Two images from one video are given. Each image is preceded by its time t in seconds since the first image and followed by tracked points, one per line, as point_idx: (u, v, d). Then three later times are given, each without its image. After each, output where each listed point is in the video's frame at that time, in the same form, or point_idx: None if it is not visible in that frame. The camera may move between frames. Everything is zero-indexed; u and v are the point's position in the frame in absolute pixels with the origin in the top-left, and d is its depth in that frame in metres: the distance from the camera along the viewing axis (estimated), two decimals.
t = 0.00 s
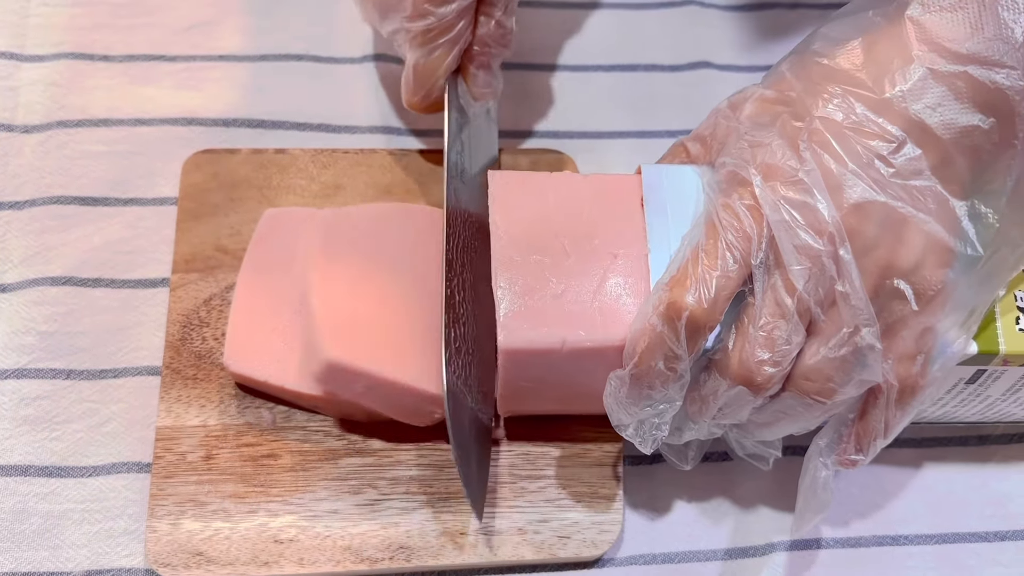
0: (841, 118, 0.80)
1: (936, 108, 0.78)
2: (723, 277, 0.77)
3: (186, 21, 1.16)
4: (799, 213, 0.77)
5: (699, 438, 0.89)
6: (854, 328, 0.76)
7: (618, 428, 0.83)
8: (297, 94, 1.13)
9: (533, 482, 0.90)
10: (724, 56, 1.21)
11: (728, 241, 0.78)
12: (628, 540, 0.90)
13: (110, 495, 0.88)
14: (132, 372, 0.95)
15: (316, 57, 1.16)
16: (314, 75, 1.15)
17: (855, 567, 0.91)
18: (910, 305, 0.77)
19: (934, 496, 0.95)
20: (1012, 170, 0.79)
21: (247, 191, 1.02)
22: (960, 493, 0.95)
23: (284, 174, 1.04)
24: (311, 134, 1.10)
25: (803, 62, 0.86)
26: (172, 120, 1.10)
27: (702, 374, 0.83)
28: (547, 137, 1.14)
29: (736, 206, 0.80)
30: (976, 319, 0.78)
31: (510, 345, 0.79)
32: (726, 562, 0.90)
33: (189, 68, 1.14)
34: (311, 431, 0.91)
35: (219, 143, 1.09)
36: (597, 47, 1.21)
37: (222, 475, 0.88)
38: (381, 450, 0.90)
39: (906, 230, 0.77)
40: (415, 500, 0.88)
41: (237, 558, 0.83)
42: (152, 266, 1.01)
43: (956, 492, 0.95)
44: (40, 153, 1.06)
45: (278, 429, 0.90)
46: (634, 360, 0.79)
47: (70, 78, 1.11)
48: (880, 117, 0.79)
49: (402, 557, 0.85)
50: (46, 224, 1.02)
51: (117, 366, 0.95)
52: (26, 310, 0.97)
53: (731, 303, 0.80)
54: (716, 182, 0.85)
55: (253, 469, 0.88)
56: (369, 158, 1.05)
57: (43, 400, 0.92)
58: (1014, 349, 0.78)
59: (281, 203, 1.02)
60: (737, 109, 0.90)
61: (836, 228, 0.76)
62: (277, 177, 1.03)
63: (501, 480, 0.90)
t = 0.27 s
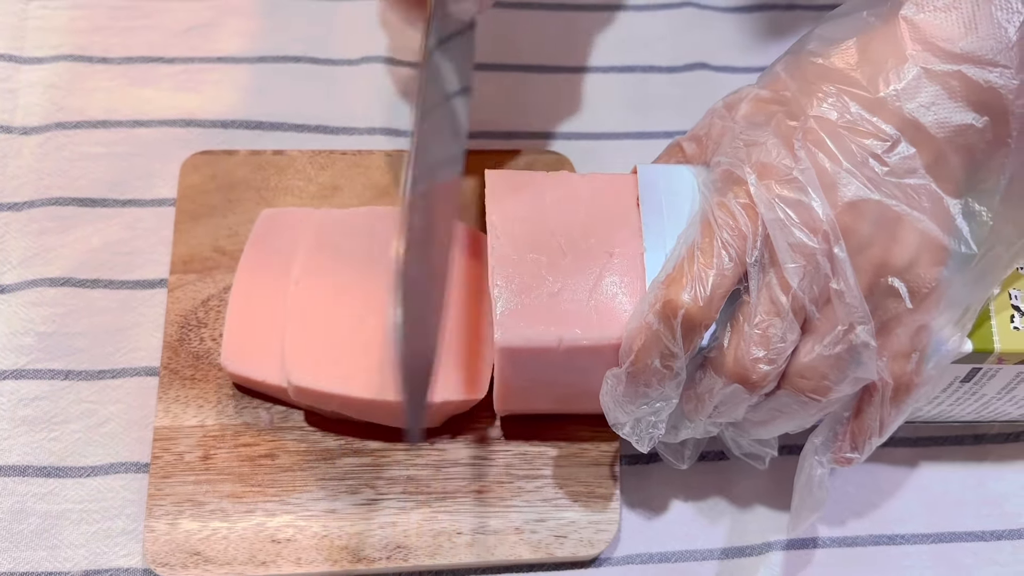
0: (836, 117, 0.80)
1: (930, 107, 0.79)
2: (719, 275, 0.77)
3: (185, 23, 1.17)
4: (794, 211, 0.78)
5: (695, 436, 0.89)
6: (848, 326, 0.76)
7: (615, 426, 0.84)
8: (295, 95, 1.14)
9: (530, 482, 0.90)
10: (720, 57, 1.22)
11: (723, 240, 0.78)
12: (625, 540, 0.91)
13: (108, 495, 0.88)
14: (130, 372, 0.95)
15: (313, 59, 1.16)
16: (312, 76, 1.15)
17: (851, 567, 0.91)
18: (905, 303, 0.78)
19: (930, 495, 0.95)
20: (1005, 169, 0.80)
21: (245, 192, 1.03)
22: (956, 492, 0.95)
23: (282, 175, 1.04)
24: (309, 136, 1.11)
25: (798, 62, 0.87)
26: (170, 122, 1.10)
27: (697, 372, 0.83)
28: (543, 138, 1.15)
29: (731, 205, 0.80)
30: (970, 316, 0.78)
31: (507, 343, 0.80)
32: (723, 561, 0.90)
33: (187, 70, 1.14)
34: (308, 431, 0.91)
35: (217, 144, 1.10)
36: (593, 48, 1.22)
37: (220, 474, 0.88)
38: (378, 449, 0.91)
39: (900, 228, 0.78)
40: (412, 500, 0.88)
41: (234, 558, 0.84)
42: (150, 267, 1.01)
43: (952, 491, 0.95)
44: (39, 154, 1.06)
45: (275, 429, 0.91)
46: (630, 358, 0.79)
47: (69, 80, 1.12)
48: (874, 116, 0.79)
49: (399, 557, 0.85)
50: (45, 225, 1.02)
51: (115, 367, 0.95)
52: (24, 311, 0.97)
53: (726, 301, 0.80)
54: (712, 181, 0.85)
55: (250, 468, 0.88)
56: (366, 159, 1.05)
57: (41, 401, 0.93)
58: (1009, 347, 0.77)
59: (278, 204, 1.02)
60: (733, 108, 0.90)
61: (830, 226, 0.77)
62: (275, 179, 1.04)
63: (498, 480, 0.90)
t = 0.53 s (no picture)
0: (835, 123, 0.81)
1: (929, 114, 0.79)
2: (718, 281, 0.77)
3: (186, 29, 1.17)
4: (793, 217, 0.78)
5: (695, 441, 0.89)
6: (847, 332, 0.76)
7: (614, 431, 0.84)
8: (295, 100, 1.14)
9: (529, 486, 0.90)
10: (720, 62, 1.22)
11: (722, 245, 0.79)
12: (624, 544, 0.91)
13: (109, 500, 0.89)
14: (131, 377, 0.95)
15: (314, 65, 1.16)
16: (312, 82, 1.15)
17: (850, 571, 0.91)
18: (903, 309, 0.78)
19: (929, 499, 0.95)
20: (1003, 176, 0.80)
21: (245, 198, 1.03)
22: (955, 496, 0.95)
23: (282, 181, 1.04)
24: (310, 141, 1.11)
25: (798, 68, 0.87)
26: (171, 127, 1.11)
27: (696, 378, 0.83)
28: (543, 144, 1.15)
29: (731, 210, 0.80)
30: (969, 321, 0.78)
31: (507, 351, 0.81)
32: (722, 566, 0.90)
33: (187, 75, 1.15)
34: (308, 436, 0.91)
35: (217, 149, 1.10)
36: (593, 53, 1.22)
37: (221, 479, 0.88)
38: (378, 454, 0.91)
39: (899, 235, 0.78)
40: (412, 504, 0.88)
41: (235, 563, 0.84)
42: (151, 272, 1.01)
43: (951, 496, 0.95)
44: (39, 159, 1.07)
45: (275, 434, 0.91)
46: (630, 363, 0.79)
47: (69, 85, 1.12)
48: (873, 123, 0.80)
49: (399, 561, 0.85)
50: (46, 231, 1.02)
51: (116, 372, 0.95)
52: (25, 316, 0.97)
53: (725, 307, 0.80)
54: (710, 187, 0.85)
55: (251, 473, 0.89)
56: (366, 165, 1.06)
57: (42, 406, 0.93)
58: (1007, 352, 0.78)
59: (279, 209, 1.03)
60: (732, 115, 0.91)
61: (829, 232, 0.77)
62: (275, 184, 1.04)
63: (499, 485, 0.90)
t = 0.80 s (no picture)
0: (831, 128, 0.80)
1: (925, 119, 0.79)
2: (714, 286, 0.77)
3: (184, 34, 1.17)
4: (789, 222, 0.78)
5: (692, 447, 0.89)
6: (844, 338, 0.76)
7: (612, 437, 0.84)
8: (294, 106, 1.14)
9: (528, 494, 0.90)
10: (719, 67, 1.22)
11: (718, 251, 0.79)
12: (623, 551, 0.91)
13: (106, 508, 0.88)
14: (128, 384, 0.95)
15: (313, 70, 1.16)
16: (311, 87, 1.15)
17: None
18: (900, 314, 0.78)
19: (928, 505, 0.95)
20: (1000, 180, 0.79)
21: (243, 204, 1.03)
22: (955, 503, 0.95)
23: (280, 187, 1.04)
24: (308, 147, 1.11)
25: (793, 71, 0.87)
26: (169, 133, 1.10)
27: (694, 383, 0.83)
28: (542, 149, 1.15)
29: (727, 216, 0.80)
30: (967, 327, 0.78)
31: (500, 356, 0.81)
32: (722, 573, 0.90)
33: (185, 80, 1.14)
34: (306, 443, 0.91)
35: (215, 155, 1.10)
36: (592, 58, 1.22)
37: (218, 487, 0.88)
38: (377, 461, 0.91)
39: (895, 240, 0.77)
40: (410, 512, 0.88)
41: (233, 570, 0.84)
42: (149, 278, 1.01)
43: (951, 503, 0.95)
44: (37, 165, 1.07)
45: (273, 441, 0.91)
46: (627, 369, 0.79)
47: (67, 91, 1.12)
48: (869, 128, 0.79)
49: (398, 569, 0.85)
50: (44, 237, 1.02)
51: (114, 378, 0.95)
52: (23, 323, 0.97)
53: (721, 313, 0.80)
54: (707, 193, 0.85)
55: (249, 481, 0.88)
56: (365, 171, 1.05)
57: (39, 413, 0.93)
58: (1006, 357, 0.78)
59: (276, 215, 1.02)
60: (729, 120, 0.90)
61: (825, 237, 0.77)
62: (274, 190, 1.04)
63: (498, 492, 0.90)
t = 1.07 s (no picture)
0: (835, 127, 0.80)
1: (930, 117, 0.78)
2: (719, 286, 0.77)
3: (183, 35, 1.17)
4: (794, 222, 0.77)
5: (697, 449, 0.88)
6: (849, 337, 0.75)
7: (617, 438, 0.83)
8: (293, 107, 1.13)
9: (528, 497, 0.90)
10: (719, 68, 1.21)
11: (723, 250, 0.78)
12: (624, 555, 0.90)
13: (104, 512, 0.88)
14: (126, 387, 0.94)
15: (312, 72, 1.16)
16: (310, 89, 1.15)
17: None
18: (906, 313, 0.77)
19: (931, 509, 0.94)
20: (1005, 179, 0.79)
21: (241, 206, 1.02)
22: (958, 507, 0.94)
23: (279, 189, 1.04)
24: (308, 148, 1.10)
25: (798, 70, 0.87)
26: (167, 135, 1.10)
27: (699, 384, 0.82)
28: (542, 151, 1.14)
29: (731, 215, 0.80)
30: (972, 326, 0.77)
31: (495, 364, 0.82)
32: None
33: (183, 82, 1.14)
34: (305, 446, 0.91)
35: (213, 157, 1.09)
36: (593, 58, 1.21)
37: (217, 491, 0.87)
38: (376, 465, 0.90)
39: (901, 238, 0.77)
40: (410, 516, 0.88)
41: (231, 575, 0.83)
42: (147, 281, 1.01)
43: (954, 506, 0.94)
44: (35, 167, 1.06)
45: (271, 445, 0.90)
46: (632, 369, 0.79)
47: (65, 93, 1.11)
48: (874, 126, 0.79)
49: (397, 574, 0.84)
50: (41, 239, 1.02)
51: (111, 382, 0.95)
52: (20, 325, 0.97)
53: (726, 313, 0.79)
54: (711, 193, 0.84)
55: (247, 485, 0.88)
56: (364, 172, 1.05)
57: (37, 416, 0.92)
58: (1012, 358, 0.77)
59: (275, 217, 1.02)
60: (732, 119, 0.89)
61: (830, 236, 0.76)
62: (272, 192, 1.03)
63: (498, 496, 0.89)
